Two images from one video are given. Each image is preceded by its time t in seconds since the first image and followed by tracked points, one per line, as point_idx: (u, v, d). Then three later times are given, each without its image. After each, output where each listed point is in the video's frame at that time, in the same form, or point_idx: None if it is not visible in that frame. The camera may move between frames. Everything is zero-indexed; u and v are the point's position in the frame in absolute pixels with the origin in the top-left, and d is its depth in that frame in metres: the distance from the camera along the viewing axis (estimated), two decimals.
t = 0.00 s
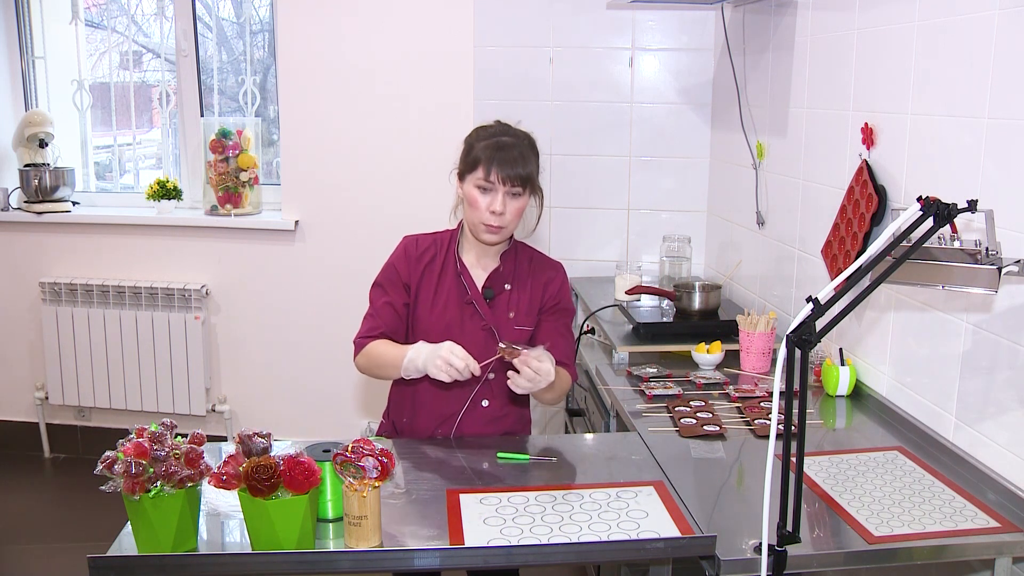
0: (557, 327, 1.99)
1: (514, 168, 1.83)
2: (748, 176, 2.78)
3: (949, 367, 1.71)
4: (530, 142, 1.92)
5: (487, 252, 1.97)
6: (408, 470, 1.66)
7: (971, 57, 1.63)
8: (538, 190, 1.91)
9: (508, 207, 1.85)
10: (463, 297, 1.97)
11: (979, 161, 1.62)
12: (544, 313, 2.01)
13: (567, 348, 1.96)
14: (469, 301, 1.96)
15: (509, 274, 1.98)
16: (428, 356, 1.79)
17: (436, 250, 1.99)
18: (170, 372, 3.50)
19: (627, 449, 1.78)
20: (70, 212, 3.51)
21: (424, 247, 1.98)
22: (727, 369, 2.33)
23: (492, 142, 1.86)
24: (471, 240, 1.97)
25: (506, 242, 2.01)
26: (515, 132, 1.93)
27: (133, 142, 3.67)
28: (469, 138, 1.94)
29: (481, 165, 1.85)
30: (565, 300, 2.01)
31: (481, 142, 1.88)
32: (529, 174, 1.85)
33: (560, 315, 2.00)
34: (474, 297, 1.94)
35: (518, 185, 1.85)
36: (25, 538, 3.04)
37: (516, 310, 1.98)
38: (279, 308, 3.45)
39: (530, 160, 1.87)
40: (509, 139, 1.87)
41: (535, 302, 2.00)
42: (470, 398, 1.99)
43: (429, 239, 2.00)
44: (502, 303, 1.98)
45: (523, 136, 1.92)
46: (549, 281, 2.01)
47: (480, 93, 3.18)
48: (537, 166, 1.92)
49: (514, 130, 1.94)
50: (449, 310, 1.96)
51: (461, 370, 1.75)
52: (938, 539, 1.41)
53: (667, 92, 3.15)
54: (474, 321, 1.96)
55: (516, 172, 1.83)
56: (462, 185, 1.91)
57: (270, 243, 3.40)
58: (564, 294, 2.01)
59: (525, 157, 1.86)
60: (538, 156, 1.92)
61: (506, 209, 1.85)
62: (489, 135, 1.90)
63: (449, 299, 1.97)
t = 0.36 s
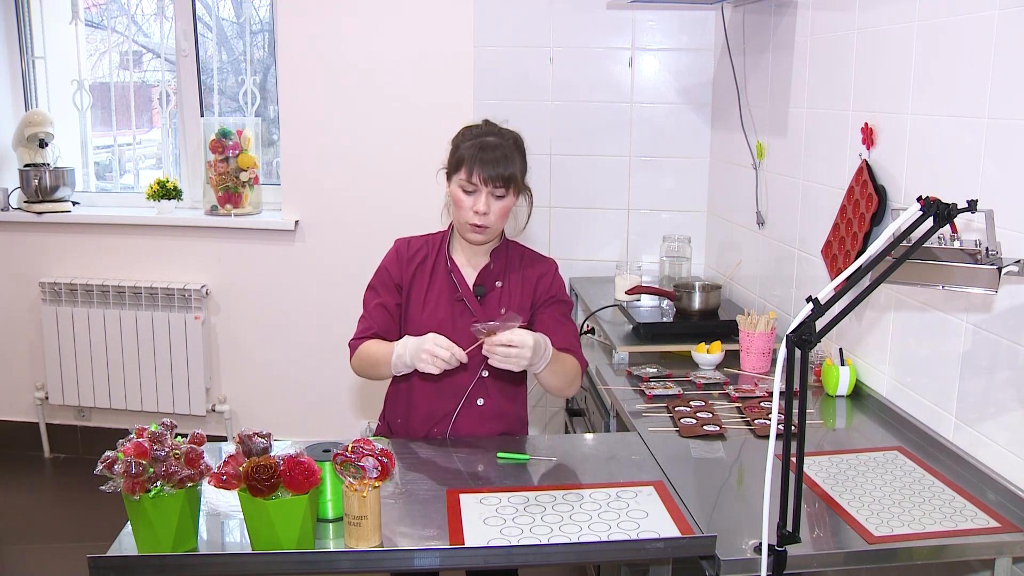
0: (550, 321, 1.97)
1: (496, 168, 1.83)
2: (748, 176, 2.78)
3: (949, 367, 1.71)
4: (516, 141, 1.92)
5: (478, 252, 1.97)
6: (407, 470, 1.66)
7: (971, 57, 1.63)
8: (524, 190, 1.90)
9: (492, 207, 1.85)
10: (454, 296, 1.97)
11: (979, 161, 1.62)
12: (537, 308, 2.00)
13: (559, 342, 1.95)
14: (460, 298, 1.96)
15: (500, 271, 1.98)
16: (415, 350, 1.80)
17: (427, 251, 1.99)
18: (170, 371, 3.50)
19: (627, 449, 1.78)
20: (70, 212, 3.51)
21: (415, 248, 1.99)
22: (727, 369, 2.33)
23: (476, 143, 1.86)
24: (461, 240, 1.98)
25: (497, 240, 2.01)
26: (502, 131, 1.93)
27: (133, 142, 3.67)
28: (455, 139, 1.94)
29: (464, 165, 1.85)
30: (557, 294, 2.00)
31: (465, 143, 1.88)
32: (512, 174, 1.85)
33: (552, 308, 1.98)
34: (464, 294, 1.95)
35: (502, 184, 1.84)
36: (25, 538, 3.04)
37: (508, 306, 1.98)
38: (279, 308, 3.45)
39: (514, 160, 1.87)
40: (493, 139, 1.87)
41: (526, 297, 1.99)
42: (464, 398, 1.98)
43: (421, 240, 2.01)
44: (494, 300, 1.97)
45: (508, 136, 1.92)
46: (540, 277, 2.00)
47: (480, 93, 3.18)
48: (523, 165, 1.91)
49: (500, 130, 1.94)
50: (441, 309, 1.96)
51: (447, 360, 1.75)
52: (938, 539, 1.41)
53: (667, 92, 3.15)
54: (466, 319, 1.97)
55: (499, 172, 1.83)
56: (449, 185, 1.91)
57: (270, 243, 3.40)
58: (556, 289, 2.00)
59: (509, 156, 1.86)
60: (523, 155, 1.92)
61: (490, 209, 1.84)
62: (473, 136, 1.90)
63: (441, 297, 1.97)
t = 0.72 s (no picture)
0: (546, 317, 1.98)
1: (492, 166, 1.83)
2: (748, 176, 2.78)
3: (949, 367, 1.71)
4: (509, 138, 1.92)
5: (471, 250, 1.97)
6: (408, 470, 1.66)
7: (971, 57, 1.63)
8: (518, 186, 1.91)
9: (488, 206, 1.85)
10: (448, 296, 1.96)
11: (979, 162, 1.62)
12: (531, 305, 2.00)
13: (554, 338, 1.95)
14: (453, 299, 1.95)
15: (493, 270, 1.98)
16: (412, 353, 1.80)
17: (421, 253, 1.98)
18: (170, 372, 3.50)
19: (627, 449, 1.78)
20: (70, 212, 3.51)
21: (408, 251, 1.98)
22: (727, 369, 2.33)
23: (470, 140, 1.86)
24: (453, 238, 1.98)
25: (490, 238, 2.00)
26: (495, 128, 1.92)
27: (133, 142, 3.67)
28: (447, 136, 1.93)
29: (459, 164, 1.84)
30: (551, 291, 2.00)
31: (459, 141, 1.87)
32: (507, 172, 1.85)
33: (546, 304, 1.98)
34: (457, 295, 1.94)
35: (497, 183, 1.84)
36: (25, 538, 3.04)
37: (502, 304, 1.98)
38: (279, 308, 3.45)
39: (509, 157, 1.87)
40: (488, 137, 1.87)
41: (520, 295, 2.00)
42: (462, 397, 1.98)
43: (413, 243, 2.00)
44: (488, 298, 1.97)
45: (502, 132, 1.91)
46: (533, 274, 2.00)
47: (480, 93, 3.18)
48: (517, 162, 1.91)
49: (493, 126, 1.93)
50: (435, 310, 1.96)
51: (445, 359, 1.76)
52: (938, 539, 1.41)
53: (667, 92, 3.15)
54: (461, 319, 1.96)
55: (495, 170, 1.83)
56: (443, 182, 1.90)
57: (270, 243, 3.40)
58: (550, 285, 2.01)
59: (504, 154, 1.86)
60: (517, 152, 1.92)
61: (486, 208, 1.85)
62: (467, 133, 1.90)
63: (435, 299, 1.96)
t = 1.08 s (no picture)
0: (545, 318, 1.98)
1: (488, 164, 1.84)
2: (748, 176, 2.78)
3: (949, 367, 1.71)
4: (504, 137, 1.93)
5: (470, 249, 1.97)
6: (407, 470, 1.66)
7: (971, 56, 1.63)
8: (514, 185, 1.91)
9: (486, 203, 1.85)
10: (448, 297, 1.96)
11: (979, 162, 1.62)
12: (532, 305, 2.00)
13: (554, 336, 1.96)
14: (453, 301, 1.96)
15: (493, 271, 1.98)
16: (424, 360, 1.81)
17: (419, 254, 1.98)
18: (170, 371, 3.50)
19: (627, 449, 1.78)
20: (70, 212, 3.51)
21: (407, 253, 1.98)
22: (727, 369, 2.33)
23: (465, 139, 1.86)
24: (452, 239, 1.97)
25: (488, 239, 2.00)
26: (490, 128, 1.93)
27: (133, 142, 3.67)
28: (442, 137, 1.94)
29: (456, 162, 1.85)
30: (552, 290, 2.01)
31: (454, 140, 1.88)
32: (503, 169, 1.85)
33: (545, 304, 1.99)
34: (458, 297, 1.95)
35: (494, 180, 1.85)
36: (25, 538, 3.04)
37: (502, 304, 1.98)
38: (279, 308, 3.45)
39: (505, 155, 1.88)
40: (483, 135, 1.87)
41: (520, 294, 1.99)
42: (462, 398, 1.98)
43: (412, 244, 2.00)
44: (488, 299, 1.98)
45: (497, 132, 1.92)
46: (533, 274, 2.00)
47: (480, 93, 3.18)
48: (512, 161, 1.92)
49: (487, 126, 1.94)
50: (436, 312, 1.96)
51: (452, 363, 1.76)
52: (938, 539, 1.41)
53: (667, 92, 3.15)
54: (461, 320, 1.96)
55: (491, 168, 1.84)
56: (439, 183, 1.90)
57: (270, 243, 3.40)
58: (550, 285, 2.01)
59: (499, 151, 1.86)
60: (513, 151, 1.92)
61: (483, 205, 1.85)
62: (462, 132, 1.90)
63: (435, 300, 1.97)
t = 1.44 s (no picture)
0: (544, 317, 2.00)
1: (482, 162, 1.84)
2: (748, 176, 2.78)
3: (949, 367, 1.71)
4: (499, 135, 1.93)
5: (467, 248, 1.97)
6: (407, 471, 1.66)
7: (972, 56, 1.63)
8: (510, 182, 1.91)
9: (481, 201, 1.85)
10: (448, 296, 1.97)
11: (979, 162, 1.62)
12: (530, 304, 2.02)
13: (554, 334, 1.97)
14: (453, 299, 1.96)
15: (491, 270, 1.99)
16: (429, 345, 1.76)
17: (417, 254, 1.98)
18: (170, 372, 3.50)
19: (627, 449, 1.78)
20: (70, 212, 3.51)
21: (405, 252, 1.98)
22: (727, 369, 2.33)
23: (460, 138, 1.87)
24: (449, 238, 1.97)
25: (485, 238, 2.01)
26: (484, 126, 1.93)
27: (133, 142, 3.67)
28: (437, 136, 1.94)
29: (450, 161, 1.85)
30: (548, 289, 2.03)
31: (449, 138, 1.88)
32: (498, 166, 1.85)
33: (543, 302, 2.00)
34: (458, 295, 1.95)
35: (490, 177, 1.85)
36: (26, 538, 3.04)
37: (501, 303, 1.98)
38: (280, 308, 3.45)
39: (500, 153, 1.88)
40: (477, 134, 1.88)
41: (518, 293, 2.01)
42: (463, 398, 1.98)
43: (409, 244, 2.00)
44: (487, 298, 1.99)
45: (491, 130, 1.92)
46: (530, 273, 2.02)
47: (480, 93, 3.17)
48: (508, 158, 1.92)
49: (482, 125, 1.94)
50: (436, 310, 1.96)
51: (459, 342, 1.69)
52: (938, 539, 1.41)
53: (667, 92, 3.15)
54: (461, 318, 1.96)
55: (486, 166, 1.84)
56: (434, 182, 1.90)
57: (270, 243, 3.40)
58: (547, 284, 2.02)
59: (494, 149, 1.86)
60: (507, 149, 1.93)
61: (479, 203, 1.85)
62: (456, 131, 1.91)
63: (434, 298, 1.96)
